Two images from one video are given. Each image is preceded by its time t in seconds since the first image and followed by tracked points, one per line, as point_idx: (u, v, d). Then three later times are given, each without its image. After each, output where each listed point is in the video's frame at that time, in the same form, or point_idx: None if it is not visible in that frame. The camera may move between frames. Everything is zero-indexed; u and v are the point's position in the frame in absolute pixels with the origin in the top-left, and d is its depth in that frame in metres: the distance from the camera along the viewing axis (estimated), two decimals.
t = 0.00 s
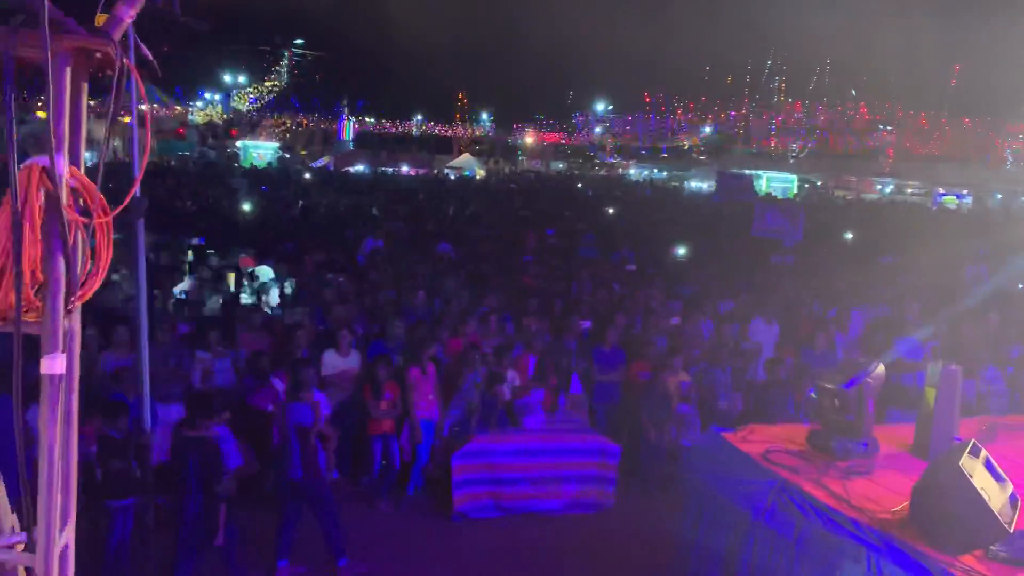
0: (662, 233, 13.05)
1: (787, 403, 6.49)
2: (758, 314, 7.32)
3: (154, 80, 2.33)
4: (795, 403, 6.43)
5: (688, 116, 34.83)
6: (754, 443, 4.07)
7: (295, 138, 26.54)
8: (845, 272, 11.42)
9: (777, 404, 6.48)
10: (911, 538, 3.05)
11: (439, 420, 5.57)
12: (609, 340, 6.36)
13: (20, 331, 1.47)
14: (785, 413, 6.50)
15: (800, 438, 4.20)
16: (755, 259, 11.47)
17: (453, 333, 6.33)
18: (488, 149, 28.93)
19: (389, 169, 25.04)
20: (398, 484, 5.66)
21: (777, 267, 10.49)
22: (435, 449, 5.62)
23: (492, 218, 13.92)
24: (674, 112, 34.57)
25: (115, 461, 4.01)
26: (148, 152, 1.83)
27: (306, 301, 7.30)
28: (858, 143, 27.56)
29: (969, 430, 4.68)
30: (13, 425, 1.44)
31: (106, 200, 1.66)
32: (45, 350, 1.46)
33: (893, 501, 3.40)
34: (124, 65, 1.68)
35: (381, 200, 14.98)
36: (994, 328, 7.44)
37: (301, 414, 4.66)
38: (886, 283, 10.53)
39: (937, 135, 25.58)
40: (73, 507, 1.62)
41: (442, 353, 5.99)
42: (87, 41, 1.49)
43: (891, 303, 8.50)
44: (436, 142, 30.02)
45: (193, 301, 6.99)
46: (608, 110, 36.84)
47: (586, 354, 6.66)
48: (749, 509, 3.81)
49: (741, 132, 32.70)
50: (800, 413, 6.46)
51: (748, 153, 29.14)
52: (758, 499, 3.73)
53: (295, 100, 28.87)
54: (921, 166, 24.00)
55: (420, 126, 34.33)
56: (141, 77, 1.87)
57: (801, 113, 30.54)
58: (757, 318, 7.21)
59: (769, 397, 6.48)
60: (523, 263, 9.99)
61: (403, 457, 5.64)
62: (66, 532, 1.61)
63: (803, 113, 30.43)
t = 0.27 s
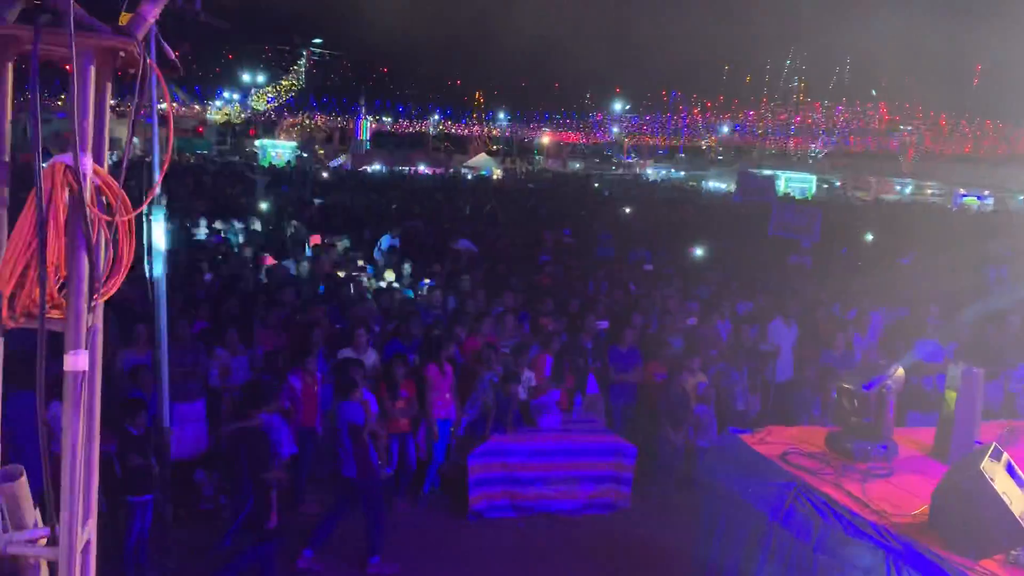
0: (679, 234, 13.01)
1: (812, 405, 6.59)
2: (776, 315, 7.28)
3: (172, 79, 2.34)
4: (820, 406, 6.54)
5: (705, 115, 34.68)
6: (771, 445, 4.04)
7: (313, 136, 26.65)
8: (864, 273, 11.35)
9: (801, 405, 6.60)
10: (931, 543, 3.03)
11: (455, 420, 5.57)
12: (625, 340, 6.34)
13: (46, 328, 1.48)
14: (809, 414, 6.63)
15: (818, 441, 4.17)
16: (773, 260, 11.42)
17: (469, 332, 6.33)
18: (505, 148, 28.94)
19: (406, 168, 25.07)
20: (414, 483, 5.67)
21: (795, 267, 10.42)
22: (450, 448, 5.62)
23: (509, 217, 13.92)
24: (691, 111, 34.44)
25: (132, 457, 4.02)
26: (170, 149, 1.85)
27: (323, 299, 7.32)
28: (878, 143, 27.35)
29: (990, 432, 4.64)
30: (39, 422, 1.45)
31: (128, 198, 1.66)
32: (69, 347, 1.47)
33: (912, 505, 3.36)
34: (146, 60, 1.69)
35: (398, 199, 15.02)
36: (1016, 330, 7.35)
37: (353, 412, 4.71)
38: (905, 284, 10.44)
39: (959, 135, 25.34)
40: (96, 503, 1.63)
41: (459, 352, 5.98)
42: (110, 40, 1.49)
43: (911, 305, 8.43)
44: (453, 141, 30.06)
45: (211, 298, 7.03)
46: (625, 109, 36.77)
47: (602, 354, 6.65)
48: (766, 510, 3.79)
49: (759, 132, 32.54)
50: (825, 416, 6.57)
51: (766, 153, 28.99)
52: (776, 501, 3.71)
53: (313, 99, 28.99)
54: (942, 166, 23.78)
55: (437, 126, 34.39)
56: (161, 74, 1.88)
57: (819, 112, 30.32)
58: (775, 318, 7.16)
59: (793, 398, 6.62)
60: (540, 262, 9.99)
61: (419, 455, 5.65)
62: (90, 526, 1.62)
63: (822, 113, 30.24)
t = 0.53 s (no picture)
0: (691, 235, 13.02)
1: (827, 401, 6.58)
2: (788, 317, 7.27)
3: (189, 83, 2.37)
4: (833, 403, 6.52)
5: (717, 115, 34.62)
6: (783, 447, 4.03)
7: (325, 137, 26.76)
8: (876, 273, 11.33)
9: (814, 402, 6.58)
10: (945, 546, 3.01)
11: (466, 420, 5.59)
12: (636, 340, 6.35)
13: (61, 327, 1.49)
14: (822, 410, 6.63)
15: (830, 442, 4.16)
16: (784, 261, 11.42)
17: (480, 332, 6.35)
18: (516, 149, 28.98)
19: (417, 168, 25.13)
20: (425, 483, 5.69)
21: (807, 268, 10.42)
22: (461, 448, 5.64)
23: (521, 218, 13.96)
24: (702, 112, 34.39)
25: (145, 456, 4.06)
26: (183, 151, 1.86)
27: (334, 298, 7.36)
28: (890, 143, 27.25)
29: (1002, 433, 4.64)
30: (55, 420, 1.46)
31: (143, 199, 1.67)
32: (84, 347, 1.48)
33: (924, 507, 3.35)
34: (161, 61, 1.70)
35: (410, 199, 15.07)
36: None
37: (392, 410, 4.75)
38: (917, 285, 10.42)
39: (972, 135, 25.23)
40: (111, 501, 1.65)
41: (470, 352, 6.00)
42: (127, 42, 1.50)
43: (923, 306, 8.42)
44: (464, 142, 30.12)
45: (223, 298, 7.07)
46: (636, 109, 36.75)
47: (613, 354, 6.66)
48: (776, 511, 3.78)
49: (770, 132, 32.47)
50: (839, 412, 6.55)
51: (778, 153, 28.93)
52: (786, 502, 3.70)
53: (324, 100, 29.10)
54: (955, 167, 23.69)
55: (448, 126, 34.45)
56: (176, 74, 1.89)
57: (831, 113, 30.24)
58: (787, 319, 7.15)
59: (805, 396, 6.60)
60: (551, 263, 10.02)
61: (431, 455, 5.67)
62: (104, 525, 1.63)
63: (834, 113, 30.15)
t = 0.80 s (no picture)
0: (698, 236, 13.00)
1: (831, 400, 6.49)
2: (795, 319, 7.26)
3: (198, 86, 2.38)
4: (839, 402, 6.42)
5: (724, 117, 34.58)
6: (791, 449, 4.01)
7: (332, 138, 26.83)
8: (884, 275, 11.30)
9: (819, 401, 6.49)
10: (954, 549, 2.99)
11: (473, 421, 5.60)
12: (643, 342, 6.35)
13: (72, 329, 1.50)
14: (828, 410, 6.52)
15: (839, 445, 4.15)
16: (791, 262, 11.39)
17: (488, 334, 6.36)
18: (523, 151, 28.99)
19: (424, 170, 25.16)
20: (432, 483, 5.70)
21: (815, 270, 10.39)
22: (468, 450, 5.65)
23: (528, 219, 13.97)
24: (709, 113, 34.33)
25: (154, 457, 4.08)
26: (193, 154, 1.87)
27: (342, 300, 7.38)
28: (898, 144, 27.17)
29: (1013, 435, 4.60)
30: (64, 423, 1.47)
31: (153, 201, 1.68)
32: (94, 349, 1.49)
33: (933, 510, 3.33)
34: (171, 65, 1.71)
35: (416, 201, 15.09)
36: None
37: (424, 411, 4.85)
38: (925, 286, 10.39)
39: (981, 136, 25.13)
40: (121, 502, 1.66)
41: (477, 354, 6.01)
42: (137, 46, 1.51)
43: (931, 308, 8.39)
44: (471, 144, 30.15)
45: (231, 299, 7.11)
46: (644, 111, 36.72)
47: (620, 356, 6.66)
48: (782, 513, 3.77)
49: (778, 134, 32.41)
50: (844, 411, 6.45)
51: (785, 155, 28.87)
52: (793, 504, 3.69)
53: (332, 102, 29.17)
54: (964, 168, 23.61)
55: (455, 128, 34.49)
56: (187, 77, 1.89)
57: (839, 114, 30.15)
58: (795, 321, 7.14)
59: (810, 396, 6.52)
60: (557, 265, 10.02)
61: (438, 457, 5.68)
62: (114, 526, 1.64)
63: (842, 114, 30.07)
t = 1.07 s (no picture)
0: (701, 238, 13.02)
1: (831, 401, 6.38)
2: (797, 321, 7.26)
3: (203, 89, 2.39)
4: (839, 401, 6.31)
5: (727, 119, 34.60)
6: (794, 452, 4.01)
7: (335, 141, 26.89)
8: (886, 276, 11.29)
9: (819, 402, 6.39)
10: (958, 551, 2.98)
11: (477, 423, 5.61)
12: (646, 344, 6.35)
13: (76, 333, 1.50)
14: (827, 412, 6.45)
15: (843, 447, 4.13)
16: (794, 264, 11.41)
17: (491, 336, 6.37)
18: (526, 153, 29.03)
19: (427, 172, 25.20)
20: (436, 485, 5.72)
21: (817, 272, 10.40)
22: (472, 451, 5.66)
23: (531, 221, 13.99)
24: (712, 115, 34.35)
25: (158, 460, 4.09)
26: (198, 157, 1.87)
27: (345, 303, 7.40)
28: (901, 146, 27.18)
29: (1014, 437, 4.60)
30: (69, 426, 1.47)
31: (157, 204, 1.68)
32: (99, 352, 1.50)
33: (937, 512, 3.33)
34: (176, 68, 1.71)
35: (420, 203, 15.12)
36: None
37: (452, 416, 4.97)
38: (928, 288, 10.40)
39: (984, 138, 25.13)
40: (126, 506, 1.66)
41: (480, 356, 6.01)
42: (143, 50, 1.51)
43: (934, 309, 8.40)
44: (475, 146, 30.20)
45: (234, 302, 7.12)
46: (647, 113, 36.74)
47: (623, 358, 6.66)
48: (786, 516, 3.77)
49: (781, 135, 32.43)
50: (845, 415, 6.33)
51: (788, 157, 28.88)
52: (796, 507, 3.69)
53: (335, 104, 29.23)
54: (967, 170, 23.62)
55: (458, 130, 34.54)
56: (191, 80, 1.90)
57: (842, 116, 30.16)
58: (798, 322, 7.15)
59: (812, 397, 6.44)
60: (561, 267, 10.04)
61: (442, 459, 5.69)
62: (119, 529, 1.64)
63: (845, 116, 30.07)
